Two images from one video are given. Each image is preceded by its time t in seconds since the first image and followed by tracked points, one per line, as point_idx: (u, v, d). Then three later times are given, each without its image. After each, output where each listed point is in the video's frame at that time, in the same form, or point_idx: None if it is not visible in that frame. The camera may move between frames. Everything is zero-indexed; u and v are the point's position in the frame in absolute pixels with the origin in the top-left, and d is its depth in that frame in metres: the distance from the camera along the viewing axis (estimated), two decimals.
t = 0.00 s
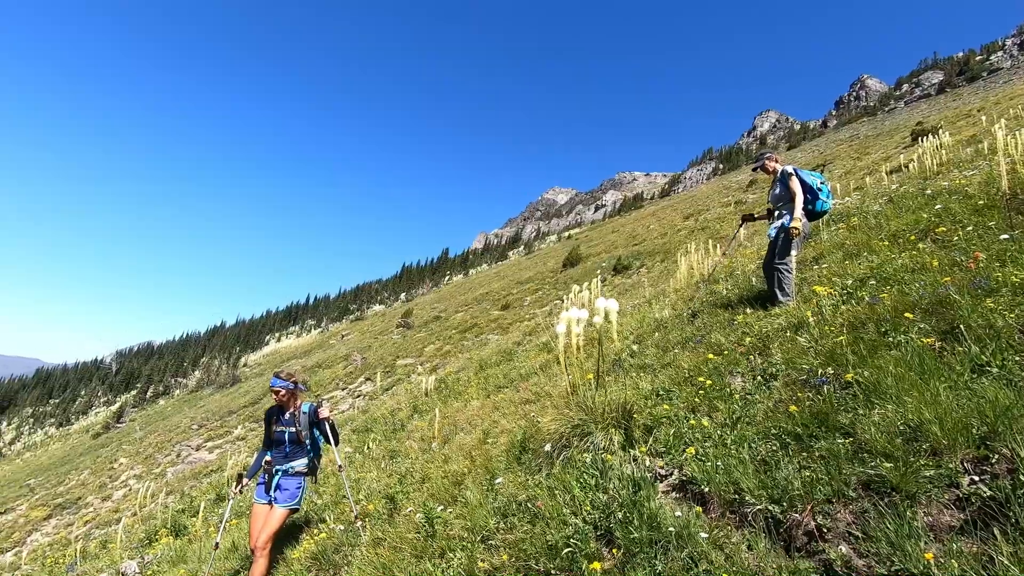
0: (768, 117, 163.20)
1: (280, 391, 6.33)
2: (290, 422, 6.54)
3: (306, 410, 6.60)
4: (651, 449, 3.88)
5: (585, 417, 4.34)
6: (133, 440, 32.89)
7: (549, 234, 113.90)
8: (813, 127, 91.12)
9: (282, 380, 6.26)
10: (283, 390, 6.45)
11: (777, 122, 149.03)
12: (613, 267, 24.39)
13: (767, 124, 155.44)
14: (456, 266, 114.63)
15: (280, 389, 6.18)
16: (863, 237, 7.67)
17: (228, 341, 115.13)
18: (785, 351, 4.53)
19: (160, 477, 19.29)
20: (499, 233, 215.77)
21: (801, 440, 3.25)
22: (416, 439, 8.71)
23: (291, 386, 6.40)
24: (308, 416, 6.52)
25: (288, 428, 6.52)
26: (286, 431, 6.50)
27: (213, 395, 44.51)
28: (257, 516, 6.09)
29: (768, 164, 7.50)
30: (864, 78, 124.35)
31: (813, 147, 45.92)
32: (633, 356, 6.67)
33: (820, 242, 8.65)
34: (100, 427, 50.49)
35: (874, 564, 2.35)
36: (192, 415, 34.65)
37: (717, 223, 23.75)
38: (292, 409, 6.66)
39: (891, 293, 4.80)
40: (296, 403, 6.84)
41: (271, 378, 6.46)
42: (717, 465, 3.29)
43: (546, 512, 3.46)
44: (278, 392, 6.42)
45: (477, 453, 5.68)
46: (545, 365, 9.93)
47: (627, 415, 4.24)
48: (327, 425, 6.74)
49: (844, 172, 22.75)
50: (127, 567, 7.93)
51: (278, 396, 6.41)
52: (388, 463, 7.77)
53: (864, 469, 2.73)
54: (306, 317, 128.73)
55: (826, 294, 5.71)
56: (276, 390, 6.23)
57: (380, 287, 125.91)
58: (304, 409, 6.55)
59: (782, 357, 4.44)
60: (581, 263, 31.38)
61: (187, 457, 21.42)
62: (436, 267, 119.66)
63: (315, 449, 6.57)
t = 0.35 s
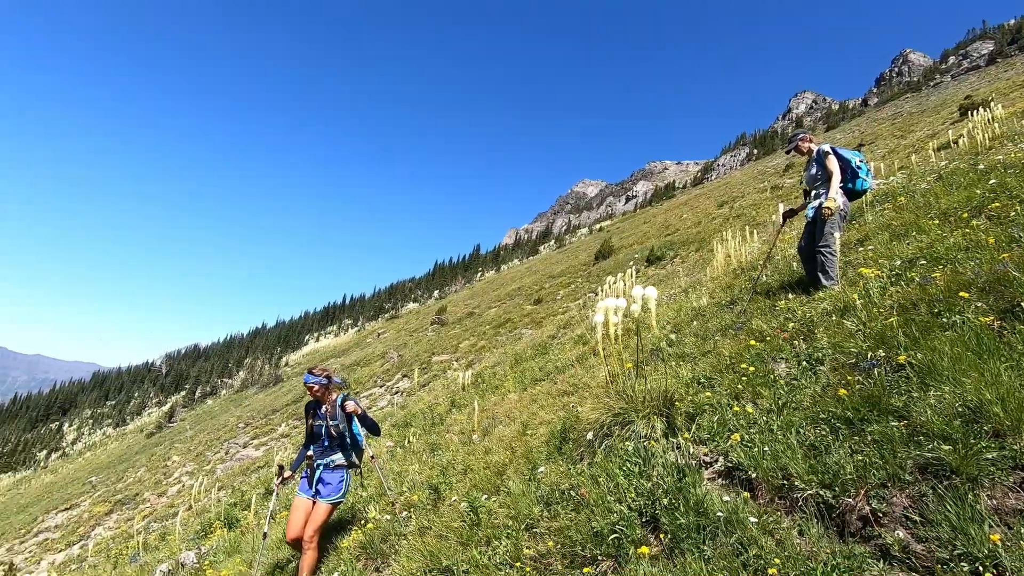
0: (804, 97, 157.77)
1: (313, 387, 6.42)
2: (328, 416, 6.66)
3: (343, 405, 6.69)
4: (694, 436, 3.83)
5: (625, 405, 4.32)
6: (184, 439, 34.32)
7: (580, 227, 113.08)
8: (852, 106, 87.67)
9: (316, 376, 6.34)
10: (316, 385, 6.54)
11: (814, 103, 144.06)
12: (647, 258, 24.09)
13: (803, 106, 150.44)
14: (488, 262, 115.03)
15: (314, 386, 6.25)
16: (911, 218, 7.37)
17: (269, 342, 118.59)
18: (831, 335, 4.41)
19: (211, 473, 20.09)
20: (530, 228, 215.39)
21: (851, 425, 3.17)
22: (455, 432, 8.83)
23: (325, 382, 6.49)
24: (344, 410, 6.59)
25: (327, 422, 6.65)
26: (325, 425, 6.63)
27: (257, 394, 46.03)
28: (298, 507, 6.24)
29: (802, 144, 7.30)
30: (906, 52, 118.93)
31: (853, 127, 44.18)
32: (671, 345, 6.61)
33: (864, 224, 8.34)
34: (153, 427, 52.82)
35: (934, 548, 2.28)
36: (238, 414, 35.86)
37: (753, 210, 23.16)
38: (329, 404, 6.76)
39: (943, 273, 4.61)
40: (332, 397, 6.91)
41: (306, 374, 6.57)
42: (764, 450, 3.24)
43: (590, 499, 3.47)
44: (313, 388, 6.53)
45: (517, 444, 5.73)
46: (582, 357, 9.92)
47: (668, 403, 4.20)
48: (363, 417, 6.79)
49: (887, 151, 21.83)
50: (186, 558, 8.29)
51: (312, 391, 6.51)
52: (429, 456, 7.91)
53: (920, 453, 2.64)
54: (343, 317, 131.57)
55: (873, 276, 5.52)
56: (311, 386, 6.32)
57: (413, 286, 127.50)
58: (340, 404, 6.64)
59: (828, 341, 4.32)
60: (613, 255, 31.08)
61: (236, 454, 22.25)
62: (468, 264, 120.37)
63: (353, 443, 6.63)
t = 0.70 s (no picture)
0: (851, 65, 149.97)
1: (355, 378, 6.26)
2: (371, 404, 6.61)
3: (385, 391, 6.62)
4: (744, 417, 3.76)
5: (671, 386, 4.28)
6: (240, 427, 35.90)
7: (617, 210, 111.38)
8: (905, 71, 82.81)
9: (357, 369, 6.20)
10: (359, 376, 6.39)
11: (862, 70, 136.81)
12: (687, 240, 23.57)
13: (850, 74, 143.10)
14: (524, 249, 114.83)
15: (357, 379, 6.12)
16: (972, 186, 6.95)
17: (314, 333, 122.14)
18: (887, 312, 4.24)
19: (266, 459, 20.99)
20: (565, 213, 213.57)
21: (911, 403, 3.05)
22: (499, 416, 8.94)
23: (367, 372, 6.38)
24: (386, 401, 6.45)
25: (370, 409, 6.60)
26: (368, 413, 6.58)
27: (305, 383, 47.65)
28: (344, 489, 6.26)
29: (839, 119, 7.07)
30: (965, 10, 111.25)
31: (907, 93, 41.75)
32: (716, 325, 6.47)
33: (921, 196, 7.93)
34: (209, 415, 55.41)
35: (1006, 529, 2.17)
36: (288, 402, 37.15)
37: (799, 185, 22.29)
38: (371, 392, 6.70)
39: (1011, 243, 4.34)
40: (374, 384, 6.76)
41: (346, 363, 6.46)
42: (818, 430, 3.16)
43: (638, 481, 3.46)
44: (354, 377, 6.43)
45: (561, 427, 5.76)
46: (623, 341, 9.85)
47: (716, 383, 4.13)
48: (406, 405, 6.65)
49: (944, 117, 20.57)
50: (246, 538, 8.69)
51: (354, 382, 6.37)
52: (474, 440, 8.03)
53: (990, 430, 2.51)
54: (384, 306, 134.18)
55: (932, 249, 5.25)
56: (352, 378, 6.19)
57: (451, 275, 128.70)
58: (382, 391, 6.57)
59: (884, 318, 4.15)
60: (652, 238, 30.55)
61: (287, 441, 23.14)
62: (504, 252, 120.54)
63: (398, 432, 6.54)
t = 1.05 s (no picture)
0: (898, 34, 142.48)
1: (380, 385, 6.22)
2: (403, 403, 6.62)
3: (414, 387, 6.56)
4: (790, 399, 3.68)
5: (713, 369, 4.22)
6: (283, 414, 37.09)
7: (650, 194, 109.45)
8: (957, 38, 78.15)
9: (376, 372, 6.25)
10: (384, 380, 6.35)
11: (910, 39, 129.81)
12: (723, 222, 23.00)
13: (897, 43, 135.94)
14: (556, 236, 114.25)
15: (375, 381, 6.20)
16: None
17: (351, 322, 124.77)
18: (942, 291, 4.06)
19: (309, 445, 21.66)
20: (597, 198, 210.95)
21: (970, 383, 2.93)
22: (535, 402, 8.99)
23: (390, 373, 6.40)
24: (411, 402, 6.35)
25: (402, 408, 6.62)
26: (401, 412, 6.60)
27: (344, 372, 48.82)
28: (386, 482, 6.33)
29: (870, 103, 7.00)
30: None
31: (960, 60, 39.40)
32: (757, 308, 6.33)
33: (977, 169, 7.52)
34: (255, 403, 57.44)
35: None
36: (329, 390, 38.17)
37: (842, 163, 21.42)
38: (401, 394, 6.73)
39: None
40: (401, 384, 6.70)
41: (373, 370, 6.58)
42: (870, 412, 3.07)
43: (681, 464, 3.44)
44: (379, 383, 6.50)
45: (599, 412, 5.76)
46: (659, 326, 9.73)
47: (759, 365, 4.06)
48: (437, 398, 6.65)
49: (1002, 85, 19.38)
50: (294, 519, 9.01)
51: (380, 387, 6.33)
52: (511, 425, 8.11)
53: None
54: (418, 295, 135.90)
55: (989, 225, 5.00)
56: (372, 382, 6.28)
57: (484, 263, 129.12)
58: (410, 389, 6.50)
59: (939, 297, 3.99)
60: (687, 221, 29.93)
61: (329, 427, 23.80)
62: (536, 239, 120.13)
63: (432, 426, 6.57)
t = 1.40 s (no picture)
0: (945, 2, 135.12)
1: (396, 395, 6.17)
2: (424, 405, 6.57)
3: (433, 385, 6.54)
4: (832, 380, 3.58)
5: (751, 351, 4.14)
6: (320, 401, 38.07)
7: (680, 177, 107.22)
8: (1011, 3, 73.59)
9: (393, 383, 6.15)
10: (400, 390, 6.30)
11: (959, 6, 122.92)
12: (758, 204, 22.40)
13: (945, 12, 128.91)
14: (585, 222, 113.26)
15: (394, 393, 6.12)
16: None
17: (383, 311, 126.72)
18: (996, 268, 3.88)
19: (345, 430, 22.22)
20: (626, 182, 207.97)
21: None
22: (568, 387, 8.99)
23: (407, 381, 6.31)
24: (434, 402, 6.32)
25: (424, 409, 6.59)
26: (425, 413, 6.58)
27: (377, 360, 49.76)
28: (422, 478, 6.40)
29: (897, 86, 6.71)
30: None
31: (1015, 26, 37.08)
32: (796, 289, 6.16)
33: None
34: (292, 391, 59.09)
35: None
36: (363, 377, 38.98)
37: (884, 139, 20.55)
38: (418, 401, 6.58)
39: None
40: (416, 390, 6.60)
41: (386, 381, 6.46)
42: (917, 392, 2.97)
43: (720, 445, 3.40)
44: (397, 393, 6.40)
45: (633, 396, 5.72)
46: (693, 309, 9.60)
47: (800, 346, 3.95)
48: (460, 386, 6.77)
49: None
50: (334, 501, 9.27)
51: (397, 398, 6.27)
52: (544, 410, 8.13)
53: None
54: (448, 283, 136.96)
55: None
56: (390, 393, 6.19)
57: (513, 251, 129.11)
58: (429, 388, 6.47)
59: (993, 274, 3.80)
60: (719, 204, 29.26)
61: (364, 414, 24.34)
62: (565, 226, 119.33)
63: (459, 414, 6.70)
